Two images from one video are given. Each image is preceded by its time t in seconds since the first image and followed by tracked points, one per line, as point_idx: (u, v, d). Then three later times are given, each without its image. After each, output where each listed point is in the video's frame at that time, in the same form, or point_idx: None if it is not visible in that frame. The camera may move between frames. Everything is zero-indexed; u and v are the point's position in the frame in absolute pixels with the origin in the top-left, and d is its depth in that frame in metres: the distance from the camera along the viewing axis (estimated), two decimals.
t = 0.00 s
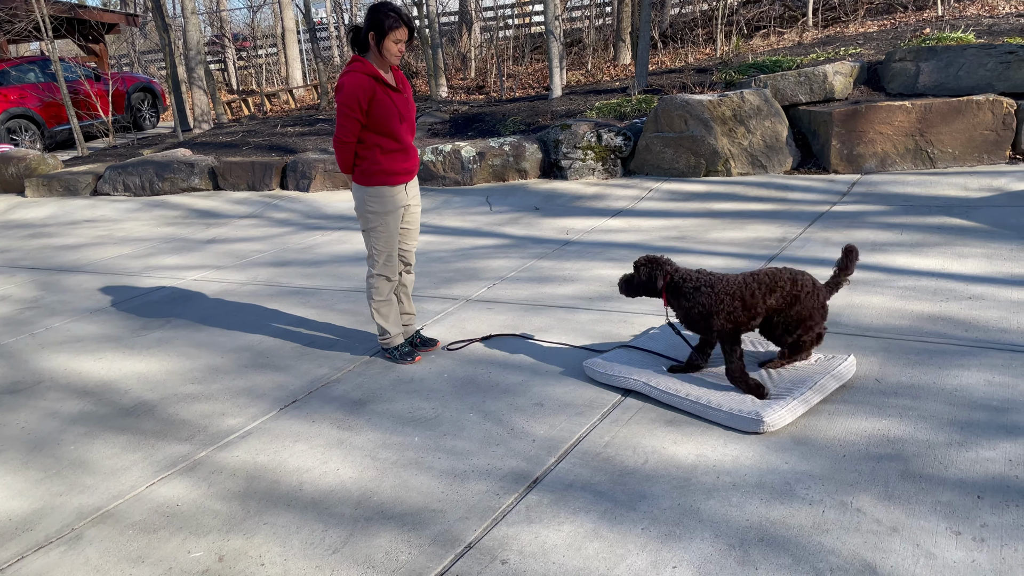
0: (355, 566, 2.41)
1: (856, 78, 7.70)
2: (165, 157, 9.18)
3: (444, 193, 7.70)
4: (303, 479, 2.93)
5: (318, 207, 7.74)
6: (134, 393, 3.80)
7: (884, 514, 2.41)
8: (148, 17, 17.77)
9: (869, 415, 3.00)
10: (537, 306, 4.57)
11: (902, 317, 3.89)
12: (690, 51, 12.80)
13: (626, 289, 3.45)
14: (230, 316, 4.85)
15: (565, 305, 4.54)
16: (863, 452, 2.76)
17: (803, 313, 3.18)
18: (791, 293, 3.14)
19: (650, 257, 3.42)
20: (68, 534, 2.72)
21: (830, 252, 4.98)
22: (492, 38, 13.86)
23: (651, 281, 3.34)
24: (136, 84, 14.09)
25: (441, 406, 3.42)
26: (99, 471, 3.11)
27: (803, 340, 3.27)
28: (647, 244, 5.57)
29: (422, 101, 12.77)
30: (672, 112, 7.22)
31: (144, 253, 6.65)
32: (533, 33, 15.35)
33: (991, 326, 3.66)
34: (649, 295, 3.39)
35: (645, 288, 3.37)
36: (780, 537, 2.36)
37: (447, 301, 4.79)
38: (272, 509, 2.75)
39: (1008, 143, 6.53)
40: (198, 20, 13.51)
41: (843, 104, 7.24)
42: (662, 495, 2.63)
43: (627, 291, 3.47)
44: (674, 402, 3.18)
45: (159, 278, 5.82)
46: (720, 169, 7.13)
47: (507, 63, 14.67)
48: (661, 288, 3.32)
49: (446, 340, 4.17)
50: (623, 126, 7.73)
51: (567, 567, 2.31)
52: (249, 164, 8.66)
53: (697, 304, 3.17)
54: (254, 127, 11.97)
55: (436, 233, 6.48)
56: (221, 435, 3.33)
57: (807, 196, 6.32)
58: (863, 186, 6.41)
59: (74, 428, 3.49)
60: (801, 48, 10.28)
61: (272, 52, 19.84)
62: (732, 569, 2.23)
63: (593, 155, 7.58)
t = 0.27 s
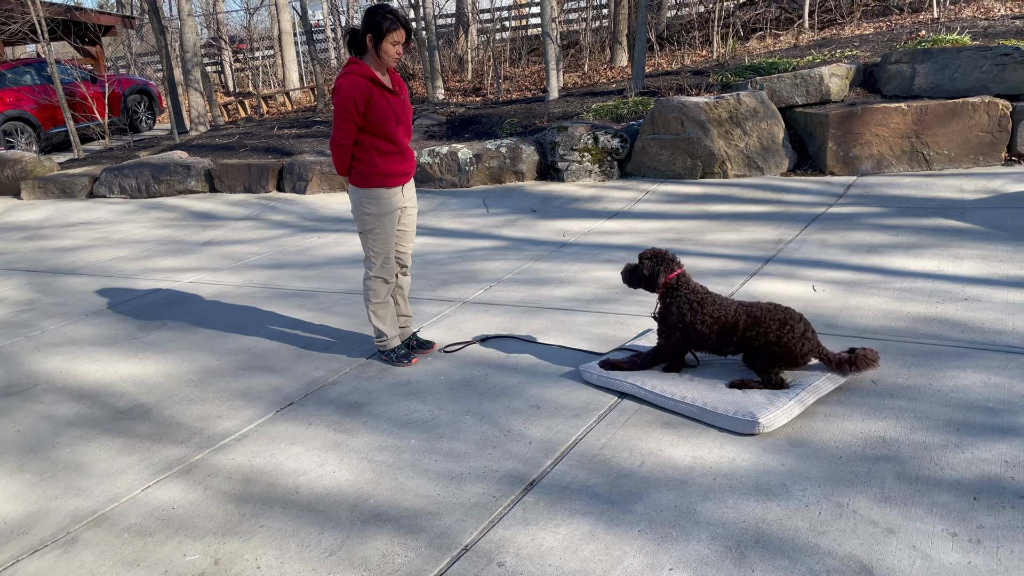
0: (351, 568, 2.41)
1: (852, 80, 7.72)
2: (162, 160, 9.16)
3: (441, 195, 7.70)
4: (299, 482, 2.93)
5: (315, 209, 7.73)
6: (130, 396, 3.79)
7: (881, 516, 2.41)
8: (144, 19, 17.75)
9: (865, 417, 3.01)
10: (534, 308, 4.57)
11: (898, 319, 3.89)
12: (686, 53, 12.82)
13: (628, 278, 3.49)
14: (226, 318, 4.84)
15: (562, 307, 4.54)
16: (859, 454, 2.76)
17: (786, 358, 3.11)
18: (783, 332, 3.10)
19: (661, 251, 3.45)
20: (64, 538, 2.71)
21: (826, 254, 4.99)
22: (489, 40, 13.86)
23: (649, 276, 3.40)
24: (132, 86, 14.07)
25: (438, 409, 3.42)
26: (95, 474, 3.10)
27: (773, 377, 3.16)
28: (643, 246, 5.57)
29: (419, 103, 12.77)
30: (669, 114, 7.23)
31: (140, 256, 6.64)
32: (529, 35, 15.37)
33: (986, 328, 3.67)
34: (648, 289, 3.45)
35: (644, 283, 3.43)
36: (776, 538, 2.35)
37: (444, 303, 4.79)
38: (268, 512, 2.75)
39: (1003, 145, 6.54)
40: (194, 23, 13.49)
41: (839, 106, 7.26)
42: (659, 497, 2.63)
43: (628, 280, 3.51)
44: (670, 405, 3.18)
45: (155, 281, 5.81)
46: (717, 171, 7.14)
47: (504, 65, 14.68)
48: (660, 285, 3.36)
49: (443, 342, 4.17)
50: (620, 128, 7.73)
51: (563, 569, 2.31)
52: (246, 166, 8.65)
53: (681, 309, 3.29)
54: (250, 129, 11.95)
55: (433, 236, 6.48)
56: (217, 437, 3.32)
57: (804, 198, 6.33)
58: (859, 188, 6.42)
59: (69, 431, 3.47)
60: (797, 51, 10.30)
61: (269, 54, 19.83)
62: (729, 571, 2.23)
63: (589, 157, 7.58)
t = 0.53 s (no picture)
0: (347, 574, 2.40)
1: (847, 85, 7.74)
2: (158, 164, 9.15)
3: (437, 200, 7.70)
4: (295, 486, 2.92)
5: (311, 213, 7.72)
6: (126, 400, 3.78)
7: (876, 519, 2.42)
8: (141, 23, 17.76)
9: (861, 421, 3.01)
10: (530, 312, 4.57)
11: (893, 323, 3.90)
12: (682, 58, 12.86)
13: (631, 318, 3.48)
14: (222, 322, 4.83)
15: (558, 311, 4.54)
16: (855, 457, 2.76)
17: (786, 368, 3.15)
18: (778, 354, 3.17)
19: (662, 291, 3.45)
20: (58, 543, 2.71)
21: (822, 258, 5.00)
22: (486, 45, 13.89)
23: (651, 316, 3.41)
24: (128, 91, 14.06)
25: (434, 413, 3.41)
26: (90, 479, 3.09)
27: (774, 385, 3.15)
28: (640, 250, 5.58)
29: (416, 107, 12.78)
30: (665, 119, 7.26)
31: (136, 260, 6.63)
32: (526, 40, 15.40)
33: (981, 332, 3.68)
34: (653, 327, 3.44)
35: (650, 323, 3.41)
36: (772, 543, 2.35)
37: (440, 308, 4.79)
38: (264, 517, 2.74)
39: (998, 149, 6.57)
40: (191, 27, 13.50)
41: (834, 111, 7.28)
42: (655, 501, 2.63)
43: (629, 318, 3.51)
44: (666, 409, 3.19)
45: (151, 285, 5.80)
46: (713, 175, 7.15)
47: (500, 69, 14.71)
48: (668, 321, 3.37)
49: (439, 347, 4.17)
50: (616, 133, 7.75)
51: (560, 574, 2.31)
52: (242, 170, 8.64)
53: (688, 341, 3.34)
54: (247, 134, 11.95)
55: (429, 240, 6.48)
56: (213, 442, 3.32)
57: (799, 203, 6.35)
58: (855, 192, 6.44)
59: (64, 436, 3.46)
60: (793, 55, 10.34)
61: (265, 58, 19.83)
62: None
63: (586, 161, 7.60)
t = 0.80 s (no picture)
0: None
1: (842, 92, 7.78)
2: (153, 170, 9.14)
3: (433, 206, 7.70)
4: (290, 493, 2.91)
5: (307, 220, 7.72)
6: (120, 406, 3.76)
7: (872, 526, 2.42)
8: (137, 30, 17.77)
9: (857, 427, 3.01)
10: (527, 318, 4.57)
11: (889, 329, 3.91)
12: (678, 65, 12.91)
13: (629, 316, 3.46)
14: (218, 329, 4.82)
15: (554, 318, 4.54)
16: (851, 464, 2.76)
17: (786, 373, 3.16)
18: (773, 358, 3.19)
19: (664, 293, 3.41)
20: (52, 550, 2.69)
21: (818, 265, 5.01)
22: (482, 52, 13.92)
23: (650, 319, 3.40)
24: (124, 97, 14.06)
25: (430, 420, 3.40)
26: (84, 486, 3.08)
27: (772, 388, 3.15)
28: (636, 257, 5.58)
29: (412, 114, 12.79)
30: (660, 126, 7.25)
31: (131, 266, 6.62)
32: (522, 47, 15.45)
33: (976, 338, 3.69)
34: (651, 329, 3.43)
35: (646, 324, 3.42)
36: (769, 549, 2.35)
37: (437, 314, 4.78)
38: (259, 524, 2.73)
39: (992, 157, 6.61)
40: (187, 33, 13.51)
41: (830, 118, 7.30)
42: (651, 507, 2.62)
43: (627, 317, 3.48)
44: (662, 416, 3.18)
45: (146, 292, 5.78)
46: (709, 182, 7.18)
47: (497, 76, 14.73)
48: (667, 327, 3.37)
49: (435, 353, 4.16)
50: (612, 140, 7.77)
51: None
52: (238, 177, 8.63)
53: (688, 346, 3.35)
54: (243, 140, 11.95)
55: (425, 246, 6.48)
56: (208, 449, 3.30)
57: (795, 209, 6.36)
58: (850, 199, 6.46)
59: (58, 443, 3.45)
60: (788, 63, 10.38)
61: (262, 65, 19.85)
62: None
63: (582, 168, 7.61)
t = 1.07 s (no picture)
0: None
1: (836, 103, 7.84)
2: (150, 179, 9.14)
3: (430, 215, 7.72)
4: (285, 502, 2.91)
5: (304, 228, 7.73)
6: (116, 415, 3.76)
7: (867, 535, 2.42)
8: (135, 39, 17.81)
9: (852, 436, 3.02)
10: (523, 327, 4.58)
11: (883, 339, 3.92)
12: (673, 76, 12.98)
13: (623, 324, 3.47)
14: (214, 337, 4.81)
15: (550, 326, 4.55)
16: (846, 473, 2.77)
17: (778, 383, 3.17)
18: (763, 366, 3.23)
19: (657, 301, 3.45)
20: (46, 560, 2.68)
21: (812, 274, 5.03)
22: (478, 62, 13.98)
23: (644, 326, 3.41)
24: (121, 106, 14.08)
25: (426, 428, 3.40)
26: (79, 495, 3.07)
27: (766, 397, 3.16)
28: (632, 266, 5.60)
29: (409, 123, 12.84)
30: (656, 136, 7.29)
31: (127, 274, 6.62)
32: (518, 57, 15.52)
33: (970, 348, 3.71)
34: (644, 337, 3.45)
35: (638, 330, 3.44)
36: (764, 559, 2.35)
37: (433, 323, 4.78)
38: (254, 533, 2.73)
39: (986, 167, 6.65)
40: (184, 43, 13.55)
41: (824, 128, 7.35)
42: (647, 517, 2.62)
43: (620, 325, 3.48)
44: (658, 425, 3.19)
45: (141, 300, 5.77)
46: (704, 192, 7.21)
47: (493, 86, 14.79)
48: (661, 335, 3.40)
49: (431, 362, 4.16)
50: (608, 149, 7.80)
51: None
52: (234, 186, 8.64)
53: (681, 353, 3.37)
54: (239, 149, 11.97)
55: (421, 255, 6.49)
56: (203, 458, 3.30)
57: (790, 219, 6.40)
58: (845, 209, 6.49)
59: (53, 452, 3.44)
60: (783, 73, 10.45)
61: (259, 74, 19.91)
62: None
63: (578, 177, 7.64)
